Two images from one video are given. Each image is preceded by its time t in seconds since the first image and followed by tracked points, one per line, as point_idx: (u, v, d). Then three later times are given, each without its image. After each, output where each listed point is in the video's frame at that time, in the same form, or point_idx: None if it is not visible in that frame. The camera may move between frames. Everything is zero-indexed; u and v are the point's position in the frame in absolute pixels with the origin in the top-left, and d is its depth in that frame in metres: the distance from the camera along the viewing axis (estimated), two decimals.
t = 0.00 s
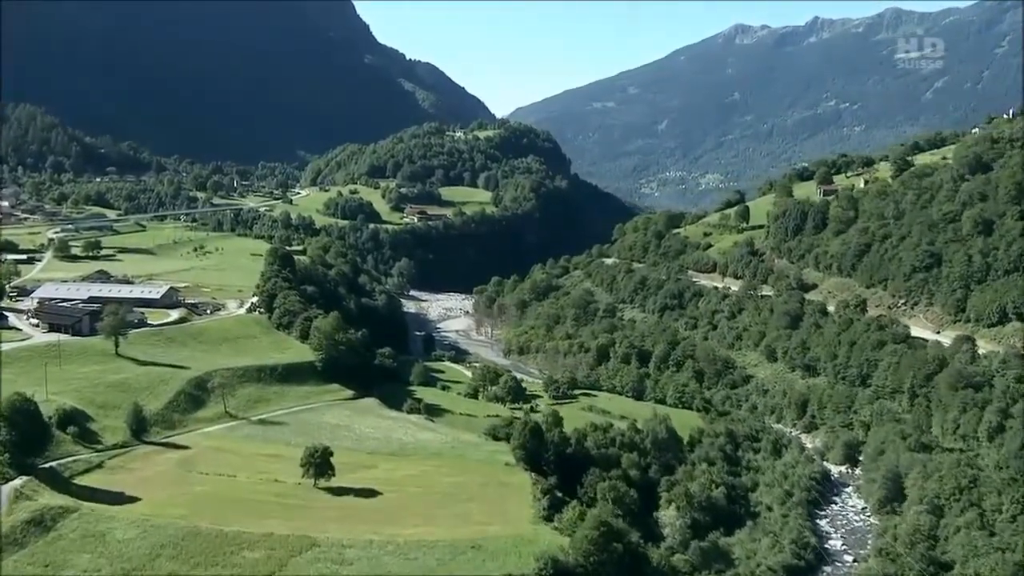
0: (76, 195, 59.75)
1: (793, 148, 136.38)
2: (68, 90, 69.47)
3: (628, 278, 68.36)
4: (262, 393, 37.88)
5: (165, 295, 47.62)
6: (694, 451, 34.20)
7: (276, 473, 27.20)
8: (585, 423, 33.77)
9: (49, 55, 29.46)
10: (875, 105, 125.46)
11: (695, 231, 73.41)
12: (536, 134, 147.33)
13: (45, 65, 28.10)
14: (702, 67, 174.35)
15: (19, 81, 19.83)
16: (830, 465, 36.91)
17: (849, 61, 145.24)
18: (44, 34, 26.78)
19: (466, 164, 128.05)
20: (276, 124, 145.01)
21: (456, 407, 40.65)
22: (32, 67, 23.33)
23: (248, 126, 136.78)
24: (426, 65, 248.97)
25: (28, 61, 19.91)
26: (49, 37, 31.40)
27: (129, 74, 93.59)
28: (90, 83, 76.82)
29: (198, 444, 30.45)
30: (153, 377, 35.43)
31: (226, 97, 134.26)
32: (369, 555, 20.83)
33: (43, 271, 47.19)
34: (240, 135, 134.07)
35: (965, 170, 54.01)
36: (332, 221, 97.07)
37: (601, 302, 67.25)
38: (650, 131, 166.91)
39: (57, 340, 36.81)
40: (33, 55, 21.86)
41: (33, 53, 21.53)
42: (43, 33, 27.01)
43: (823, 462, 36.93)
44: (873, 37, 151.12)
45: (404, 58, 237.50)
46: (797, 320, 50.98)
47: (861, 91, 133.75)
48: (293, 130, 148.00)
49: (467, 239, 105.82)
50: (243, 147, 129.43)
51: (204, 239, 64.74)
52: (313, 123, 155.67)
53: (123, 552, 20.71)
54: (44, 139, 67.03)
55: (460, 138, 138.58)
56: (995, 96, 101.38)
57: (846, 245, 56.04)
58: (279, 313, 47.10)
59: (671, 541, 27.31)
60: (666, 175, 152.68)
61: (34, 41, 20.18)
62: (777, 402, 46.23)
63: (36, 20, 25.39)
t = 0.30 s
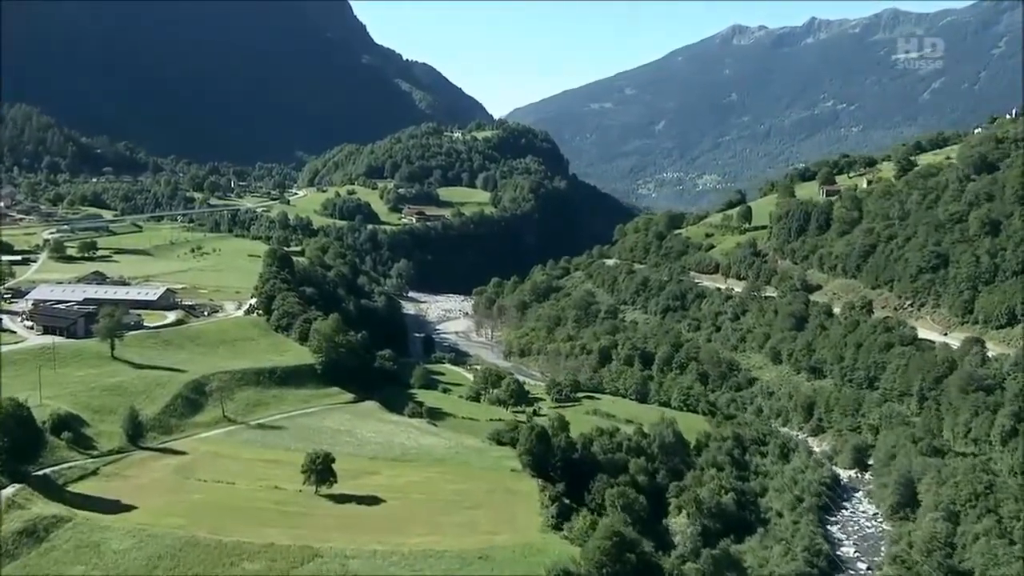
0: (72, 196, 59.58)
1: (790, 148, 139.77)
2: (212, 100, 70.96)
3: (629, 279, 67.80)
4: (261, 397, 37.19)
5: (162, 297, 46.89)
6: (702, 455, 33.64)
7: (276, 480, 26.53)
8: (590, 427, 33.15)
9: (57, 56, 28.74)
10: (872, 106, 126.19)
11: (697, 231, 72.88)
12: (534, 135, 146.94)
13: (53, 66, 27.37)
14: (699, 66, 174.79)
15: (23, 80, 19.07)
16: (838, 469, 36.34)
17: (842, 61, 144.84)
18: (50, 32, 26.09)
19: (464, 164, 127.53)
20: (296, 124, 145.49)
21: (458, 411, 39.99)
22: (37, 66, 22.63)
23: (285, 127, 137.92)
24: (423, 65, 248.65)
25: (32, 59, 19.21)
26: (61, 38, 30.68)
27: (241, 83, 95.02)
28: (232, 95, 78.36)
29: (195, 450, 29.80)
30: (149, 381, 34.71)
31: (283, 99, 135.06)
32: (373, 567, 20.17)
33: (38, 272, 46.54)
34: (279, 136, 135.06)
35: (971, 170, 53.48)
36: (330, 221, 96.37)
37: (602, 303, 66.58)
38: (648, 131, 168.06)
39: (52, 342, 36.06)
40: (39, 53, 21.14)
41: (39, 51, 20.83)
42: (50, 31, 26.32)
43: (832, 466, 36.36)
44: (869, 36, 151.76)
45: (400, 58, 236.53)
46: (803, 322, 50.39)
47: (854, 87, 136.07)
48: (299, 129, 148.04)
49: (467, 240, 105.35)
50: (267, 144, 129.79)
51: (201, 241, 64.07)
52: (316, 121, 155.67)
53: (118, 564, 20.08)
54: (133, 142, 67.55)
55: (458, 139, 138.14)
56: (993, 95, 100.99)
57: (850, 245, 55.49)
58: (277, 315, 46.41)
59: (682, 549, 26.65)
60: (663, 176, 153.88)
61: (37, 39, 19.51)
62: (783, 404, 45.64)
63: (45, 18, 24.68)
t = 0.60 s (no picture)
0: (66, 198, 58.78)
1: (787, 150, 140.14)
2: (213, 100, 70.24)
3: (631, 280, 67.07)
4: (260, 401, 36.41)
5: (158, 298, 46.01)
6: (711, 460, 32.95)
7: (276, 488, 25.76)
8: (598, 432, 32.42)
9: (55, 55, 27.96)
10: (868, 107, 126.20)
11: (699, 232, 72.20)
12: (532, 135, 146.24)
13: (51, 65, 26.59)
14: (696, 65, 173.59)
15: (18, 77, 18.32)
16: (849, 474, 35.64)
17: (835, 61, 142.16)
18: (48, 30, 25.31)
19: (462, 165, 126.72)
20: (296, 124, 145.08)
21: (462, 415, 39.21)
22: (36, 65, 21.87)
23: (286, 127, 137.57)
24: (421, 66, 248.06)
25: (28, 56, 18.47)
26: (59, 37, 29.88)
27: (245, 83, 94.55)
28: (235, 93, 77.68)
29: (193, 456, 29.05)
30: (146, 385, 33.93)
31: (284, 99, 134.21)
32: None
33: (32, 274, 45.77)
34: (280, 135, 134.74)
35: (977, 169, 52.82)
36: (328, 223, 95.56)
37: (604, 304, 65.82)
38: (644, 132, 167.70)
39: (46, 346, 35.27)
40: (35, 50, 20.41)
41: (36, 48, 20.08)
42: (48, 28, 25.56)
43: (842, 472, 35.64)
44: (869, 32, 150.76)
45: (397, 58, 235.47)
46: (809, 324, 49.70)
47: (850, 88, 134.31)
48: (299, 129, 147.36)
49: (465, 241, 104.56)
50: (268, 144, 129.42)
51: (198, 241, 63.12)
52: (316, 121, 155.22)
53: None
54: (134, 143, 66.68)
55: (455, 139, 137.39)
56: (991, 97, 100.76)
57: (856, 246, 54.81)
58: (276, 317, 45.68)
59: (696, 559, 25.98)
60: (659, 177, 155.69)
61: (34, 36, 18.83)
62: (790, 408, 44.98)
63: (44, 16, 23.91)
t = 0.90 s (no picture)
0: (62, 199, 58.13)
1: (785, 151, 139.00)
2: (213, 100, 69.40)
3: (633, 281, 66.50)
4: (259, 404, 35.75)
5: (155, 300, 45.30)
6: (719, 464, 32.36)
7: (276, 495, 25.08)
8: (604, 436, 31.79)
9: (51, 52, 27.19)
10: (865, 108, 125.87)
11: (701, 232, 71.66)
12: (530, 136, 145.66)
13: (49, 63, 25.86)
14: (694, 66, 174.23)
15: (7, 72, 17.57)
16: (859, 478, 35.03)
17: (833, 62, 144.08)
18: (44, 26, 24.58)
19: (461, 165, 126.06)
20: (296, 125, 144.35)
21: (464, 419, 38.55)
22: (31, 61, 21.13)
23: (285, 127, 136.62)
24: (418, 67, 247.76)
25: (21, 51, 17.70)
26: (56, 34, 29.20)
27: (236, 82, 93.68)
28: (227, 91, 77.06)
29: (191, 462, 28.35)
30: (142, 388, 33.22)
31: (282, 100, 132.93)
32: None
33: (26, 276, 45.06)
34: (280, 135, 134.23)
35: (982, 169, 52.27)
36: (326, 223, 94.81)
37: (605, 305, 65.16)
38: (641, 133, 165.97)
39: (39, 348, 34.56)
40: (30, 45, 19.69)
41: (30, 44, 19.39)
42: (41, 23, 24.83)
43: (852, 476, 35.05)
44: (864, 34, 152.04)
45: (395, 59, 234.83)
46: (814, 325, 49.13)
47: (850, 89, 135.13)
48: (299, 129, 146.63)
49: (464, 241, 104.00)
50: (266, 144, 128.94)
51: (195, 241, 62.37)
52: (316, 121, 154.81)
53: None
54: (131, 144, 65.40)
55: (452, 139, 136.90)
56: (987, 98, 100.40)
57: (861, 246, 54.26)
58: (275, 319, 45.02)
59: (708, 568, 25.39)
60: (657, 177, 152.78)
61: (30, 34, 18.13)
62: (796, 410, 44.43)
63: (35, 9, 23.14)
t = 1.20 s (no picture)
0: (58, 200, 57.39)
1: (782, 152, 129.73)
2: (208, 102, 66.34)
3: (635, 282, 65.76)
4: (257, 409, 35.07)
5: (150, 302, 44.58)
6: (729, 470, 31.80)
7: (276, 504, 24.33)
8: (612, 442, 31.23)
9: (46, 49, 26.40)
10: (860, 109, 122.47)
11: (703, 233, 70.98)
12: (528, 136, 144.91)
13: (44, 61, 25.07)
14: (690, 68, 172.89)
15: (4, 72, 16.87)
16: (871, 483, 34.34)
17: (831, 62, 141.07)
18: (40, 21, 23.82)
19: (459, 166, 125.19)
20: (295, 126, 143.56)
21: (468, 423, 37.97)
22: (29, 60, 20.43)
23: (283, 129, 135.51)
24: (415, 68, 247.14)
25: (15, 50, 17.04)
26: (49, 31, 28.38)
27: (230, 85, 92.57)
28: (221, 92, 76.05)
29: (188, 470, 27.59)
30: (138, 392, 32.47)
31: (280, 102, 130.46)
32: None
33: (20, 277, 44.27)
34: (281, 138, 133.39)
35: (989, 169, 51.57)
36: (324, 224, 93.88)
37: (607, 307, 64.43)
38: (638, 134, 163.27)
39: (32, 351, 33.74)
40: (28, 40, 19.06)
41: (27, 39, 18.71)
42: (39, 19, 24.12)
43: (864, 481, 34.35)
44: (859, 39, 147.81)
45: (391, 61, 233.83)
46: (820, 327, 48.47)
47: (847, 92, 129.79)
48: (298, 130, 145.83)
49: (463, 243, 103.37)
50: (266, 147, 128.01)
51: (192, 242, 61.63)
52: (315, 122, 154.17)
53: None
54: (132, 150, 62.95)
55: (450, 140, 136.37)
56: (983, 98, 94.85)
57: (866, 247, 53.66)
58: (274, 321, 44.36)
59: None
60: (654, 179, 149.28)
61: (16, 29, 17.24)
62: (804, 413, 43.70)
63: (31, 4, 22.43)
